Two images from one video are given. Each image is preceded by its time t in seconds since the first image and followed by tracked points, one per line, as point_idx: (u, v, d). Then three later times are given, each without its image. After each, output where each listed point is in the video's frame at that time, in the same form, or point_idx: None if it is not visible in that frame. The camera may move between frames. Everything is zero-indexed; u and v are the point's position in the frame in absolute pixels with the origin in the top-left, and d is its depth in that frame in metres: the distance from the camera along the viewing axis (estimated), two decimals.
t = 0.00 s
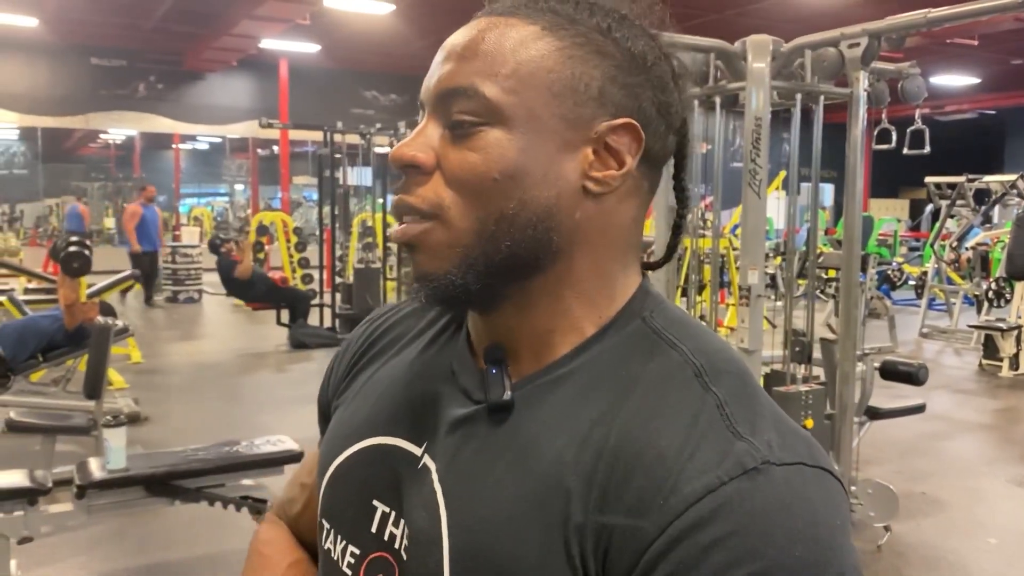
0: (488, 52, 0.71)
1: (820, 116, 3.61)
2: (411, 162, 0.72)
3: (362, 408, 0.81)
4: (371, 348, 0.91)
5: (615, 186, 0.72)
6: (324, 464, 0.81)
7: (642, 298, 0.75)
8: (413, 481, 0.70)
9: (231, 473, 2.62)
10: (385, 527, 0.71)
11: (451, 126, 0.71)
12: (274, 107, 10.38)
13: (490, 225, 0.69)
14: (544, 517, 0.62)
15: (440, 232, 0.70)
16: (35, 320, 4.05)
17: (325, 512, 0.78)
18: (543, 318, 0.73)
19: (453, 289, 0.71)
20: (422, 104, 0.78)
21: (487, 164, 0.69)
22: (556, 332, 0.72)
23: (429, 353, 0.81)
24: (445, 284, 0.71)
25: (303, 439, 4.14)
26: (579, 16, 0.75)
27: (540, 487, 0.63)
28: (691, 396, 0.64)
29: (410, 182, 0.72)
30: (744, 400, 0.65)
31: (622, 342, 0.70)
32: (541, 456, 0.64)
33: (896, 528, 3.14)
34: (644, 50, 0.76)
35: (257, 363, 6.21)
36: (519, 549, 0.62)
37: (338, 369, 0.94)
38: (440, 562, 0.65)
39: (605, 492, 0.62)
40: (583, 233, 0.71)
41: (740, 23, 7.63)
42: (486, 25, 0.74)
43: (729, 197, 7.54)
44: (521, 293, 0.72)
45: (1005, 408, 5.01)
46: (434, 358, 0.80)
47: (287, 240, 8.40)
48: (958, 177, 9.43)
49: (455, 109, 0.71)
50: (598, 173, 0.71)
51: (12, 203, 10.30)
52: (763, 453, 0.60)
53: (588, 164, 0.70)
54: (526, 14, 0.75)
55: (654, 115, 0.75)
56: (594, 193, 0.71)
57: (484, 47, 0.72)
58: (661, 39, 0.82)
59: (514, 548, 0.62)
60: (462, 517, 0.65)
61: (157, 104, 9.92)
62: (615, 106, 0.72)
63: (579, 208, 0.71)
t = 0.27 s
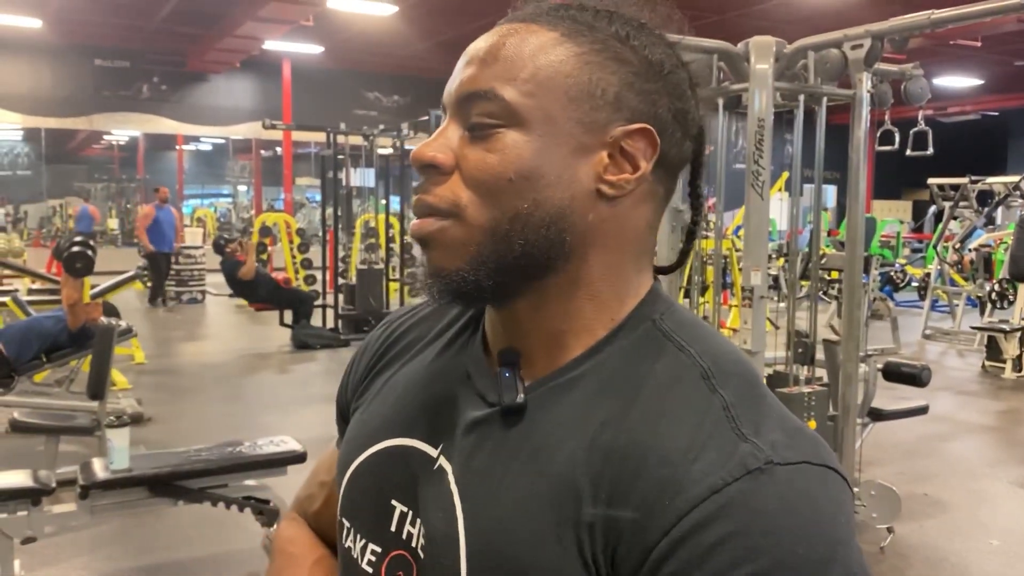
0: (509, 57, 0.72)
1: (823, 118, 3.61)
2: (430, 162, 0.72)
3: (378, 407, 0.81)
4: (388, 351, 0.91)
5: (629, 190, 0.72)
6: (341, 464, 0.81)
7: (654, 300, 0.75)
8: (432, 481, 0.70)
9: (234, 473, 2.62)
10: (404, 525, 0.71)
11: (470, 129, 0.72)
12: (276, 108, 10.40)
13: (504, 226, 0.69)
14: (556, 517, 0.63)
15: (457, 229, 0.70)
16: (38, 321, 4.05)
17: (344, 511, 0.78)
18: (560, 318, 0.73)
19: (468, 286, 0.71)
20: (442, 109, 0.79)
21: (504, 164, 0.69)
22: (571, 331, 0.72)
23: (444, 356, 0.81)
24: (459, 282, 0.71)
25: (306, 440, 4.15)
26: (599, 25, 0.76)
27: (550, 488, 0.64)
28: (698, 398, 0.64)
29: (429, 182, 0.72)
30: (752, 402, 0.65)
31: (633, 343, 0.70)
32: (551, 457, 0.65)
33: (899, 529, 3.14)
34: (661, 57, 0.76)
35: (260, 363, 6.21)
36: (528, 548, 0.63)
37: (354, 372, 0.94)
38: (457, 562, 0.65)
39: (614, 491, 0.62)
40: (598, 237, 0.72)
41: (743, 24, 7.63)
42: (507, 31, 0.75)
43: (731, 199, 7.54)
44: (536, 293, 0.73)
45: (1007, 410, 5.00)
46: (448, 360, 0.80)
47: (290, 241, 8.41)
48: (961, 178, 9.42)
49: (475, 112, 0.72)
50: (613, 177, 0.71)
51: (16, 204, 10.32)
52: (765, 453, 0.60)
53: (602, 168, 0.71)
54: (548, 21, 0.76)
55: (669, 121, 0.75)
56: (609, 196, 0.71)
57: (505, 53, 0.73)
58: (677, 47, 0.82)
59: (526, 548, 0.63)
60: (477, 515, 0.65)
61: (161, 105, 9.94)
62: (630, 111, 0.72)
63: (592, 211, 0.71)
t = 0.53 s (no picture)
0: (513, 62, 0.73)
1: (823, 118, 3.61)
2: (437, 168, 0.73)
3: (387, 408, 0.82)
4: (397, 351, 0.91)
5: (631, 191, 0.72)
6: (354, 464, 0.82)
7: (663, 299, 0.75)
8: (445, 482, 0.71)
9: (234, 473, 2.62)
10: (422, 525, 0.73)
11: (475, 134, 0.73)
12: (276, 108, 10.41)
13: (505, 228, 0.70)
14: (574, 518, 0.63)
15: (460, 233, 0.71)
16: (37, 321, 4.05)
17: (356, 511, 0.80)
18: (570, 320, 0.73)
19: (471, 288, 0.72)
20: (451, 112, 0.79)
21: (505, 169, 0.70)
22: (579, 331, 0.73)
23: (455, 356, 0.81)
24: (464, 284, 0.72)
25: (306, 440, 4.15)
26: (603, 27, 0.76)
27: (566, 489, 0.64)
28: (712, 399, 0.64)
29: (434, 187, 0.73)
30: (766, 402, 0.65)
31: (644, 344, 0.70)
32: (565, 458, 0.65)
33: (899, 530, 3.14)
34: (665, 56, 0.76)
35: (260, 364, 6.21)
36: (548, 550, 0.63)
37: (363, 371, 0.94)
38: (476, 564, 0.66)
39: (632, 493, 0.62)
40: (604, 239, 0.72)
41: (743, 25, 7.64)
42: (513, 36, 0.76)
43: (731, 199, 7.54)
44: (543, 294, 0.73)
45: (1007, 410, 5.01)
46: (460, 361, 0.80)
47: (289, 241, 8.41)
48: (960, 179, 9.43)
49: (478, 117, 0.73)
50: (614, 178, 0.71)
51: (15, 204, 10.32)
52: (783, 454, 0.60)
53: (603, 169, 0.71)
54: (551, 23, 0.76)
55: (675, 120, 0.75)
56: (609, 197, 0.71)
57: (507, 58, 0.73)
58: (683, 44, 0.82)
59: (546, 548, 0.63)
60: (491, 516, 0.66)
61: (161, 106, 9.95)
62: (632, 112, 0.72)
63: (594, 211, 0.71)
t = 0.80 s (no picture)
0: (520, 63, 0.73)
1: (818, 119, 3.63)
2: (443, 166, 0.73)
3: (393, 403, 0.82)
4: (401, 347, 0.92)
5: (634, 188, 0.72)
6: (359, 458, 0.83)
7: (666, 294, 0.76)
8: (452, 471, 0.72)
9: (229, 473, 2.62)
10: (426, 516, 0.73)
11: (483, 133, 0.73)
12: (271, 108, 10.41)
13: (512, 225, 0.70)
14: (580, 503, 0.64)
15: (467, 230, 0.72)
16: (33, 321, 4.04)
17: (363, 503, 0.81)
18: (575, 314, 0.74)
19: (477, 284, 0.72)
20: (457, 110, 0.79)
21: (512, 167, 0.70)
22: (584, 325, 0.73)
23: (461, 350, 0.82)
24: (472, 278, 0.72)
25: (302, 440, 4.14)
26: (605, 29, 0.77)
27: (574, 477, 0.64)
28: (715, 388, 0.65)
29: (442, 185, 0.73)
30: (771, 391, 0.66)
31: (649, 338, 0.71)
32: (572, 447, 0.66)
33: (894, 529, 3.15)
34: (666, 58, 0.77)
35: (256, 364, 6.21)
36: (557, 537, 0.63)
37: (367, 367, 0.95)
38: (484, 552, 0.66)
39: (641, 479, 0.63)
40: (608, 236, 0.72)
41: (738, 26, 7.66)
42: (518, 38, 0.76)
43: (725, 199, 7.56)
44: (548, 289, 0.73)
45: (1000, 410, 5.02)
46: (466, 355, 0.81)
47: (284, 241, 8.41)
48: (954, 179, 9.46)
49: (485, 117, 0.73)
50: (618, 176, 0.71)
51: (10, 204, 10.29)
52: (788, 440, 0.61)
53: (607, 167, 0.71)
54: (553, 26, 0.77)
55: (677, 119, 0.75)
56: (614, 193, 0.71)
57: (512, 59, 0.74)
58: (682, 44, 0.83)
59: (556, 536, 0.64)
60: (498, 503, 0.67)
61: (156, 105, 9.94)
62: (636, 112, 0.73)
63: (600, 209, 0.71)
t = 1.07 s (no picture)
0: (532, 58, 0.73)
1: (811, 119, 3.64)
2: (452, 156, 0.73)
3: (392, 394, 0.82)
4: (399, 339, 0.92)
5: (641, 191, 0.72)
6: (358, 448, 0.83)
7: (665, 286, 0.76)
8: (449, 459, 0.72)
9: (223, 473, 2.61)
10: (421, 506, 0.73)
11: (494, 125, 0.73)
12: (264, 107, 10.38)
13: (524, 220, 0.70)
14: (583, 487, 0.64)
15: (475, 222, 0.71)
16: (24, 321, 4.02)
17: (361, 493, 0.81)
18: (574, 305, 0.74)
19: (485, 278, 0.72)
20: (463, 103, 0.79)
21: (525, 160, 0.70)
22: (584, 318, 0.73)
23: (459, 339, 0.82)
24: (477, 271, 0.72)
25: (295, 440, 4.14)
26: (617, 32, 0.77)
27: (576, 462, 0.65)
28: (717, 375, 0.66)
29: (449, 176, 0.73)
30: (769, 379, 0.67)
31: (647, 328, 0.71)
32: (576, 434, 0.66)
33: (886, 528, 3.16)
34: (673, 65, 0.77)
35: (248, 363, 6.20)
36: (561, 522, 0.64)
37: (365, 359, 0.95)
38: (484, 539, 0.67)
39: (644, 464, 0.63)
40: (613, 233, 0.72)
41: (731, 26, 7.67)
42: (527, 33, 0.76)
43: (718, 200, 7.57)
44: (553, 284, 0.73)
45: (992, 410, 5.05)
46: (461, 345, 0.81)
47: (276, 240, 8.39)
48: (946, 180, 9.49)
49: (498, 110, 0.73)
50: (627, 179, 0.72)
51: None
52: (788, 422, 0.62)
53: (617, 169, 0.72)
54: (564, 24, 0.76)
55: (680, 125, 0.76)
56: (622, 195, 0.72)
57: (526, 54, 0.74)
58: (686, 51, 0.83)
59: (559, 521, 0.64)
60: (500, 489, 0.67)
61: (148, 104, 9.91)
62: (645, 116, 0.73)
63: (607, 209, 0.72)
